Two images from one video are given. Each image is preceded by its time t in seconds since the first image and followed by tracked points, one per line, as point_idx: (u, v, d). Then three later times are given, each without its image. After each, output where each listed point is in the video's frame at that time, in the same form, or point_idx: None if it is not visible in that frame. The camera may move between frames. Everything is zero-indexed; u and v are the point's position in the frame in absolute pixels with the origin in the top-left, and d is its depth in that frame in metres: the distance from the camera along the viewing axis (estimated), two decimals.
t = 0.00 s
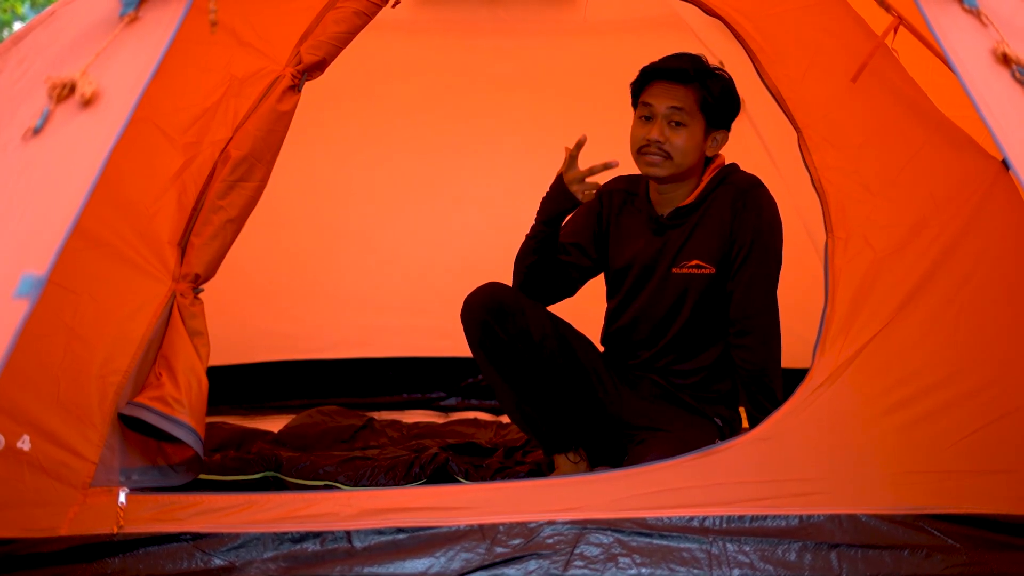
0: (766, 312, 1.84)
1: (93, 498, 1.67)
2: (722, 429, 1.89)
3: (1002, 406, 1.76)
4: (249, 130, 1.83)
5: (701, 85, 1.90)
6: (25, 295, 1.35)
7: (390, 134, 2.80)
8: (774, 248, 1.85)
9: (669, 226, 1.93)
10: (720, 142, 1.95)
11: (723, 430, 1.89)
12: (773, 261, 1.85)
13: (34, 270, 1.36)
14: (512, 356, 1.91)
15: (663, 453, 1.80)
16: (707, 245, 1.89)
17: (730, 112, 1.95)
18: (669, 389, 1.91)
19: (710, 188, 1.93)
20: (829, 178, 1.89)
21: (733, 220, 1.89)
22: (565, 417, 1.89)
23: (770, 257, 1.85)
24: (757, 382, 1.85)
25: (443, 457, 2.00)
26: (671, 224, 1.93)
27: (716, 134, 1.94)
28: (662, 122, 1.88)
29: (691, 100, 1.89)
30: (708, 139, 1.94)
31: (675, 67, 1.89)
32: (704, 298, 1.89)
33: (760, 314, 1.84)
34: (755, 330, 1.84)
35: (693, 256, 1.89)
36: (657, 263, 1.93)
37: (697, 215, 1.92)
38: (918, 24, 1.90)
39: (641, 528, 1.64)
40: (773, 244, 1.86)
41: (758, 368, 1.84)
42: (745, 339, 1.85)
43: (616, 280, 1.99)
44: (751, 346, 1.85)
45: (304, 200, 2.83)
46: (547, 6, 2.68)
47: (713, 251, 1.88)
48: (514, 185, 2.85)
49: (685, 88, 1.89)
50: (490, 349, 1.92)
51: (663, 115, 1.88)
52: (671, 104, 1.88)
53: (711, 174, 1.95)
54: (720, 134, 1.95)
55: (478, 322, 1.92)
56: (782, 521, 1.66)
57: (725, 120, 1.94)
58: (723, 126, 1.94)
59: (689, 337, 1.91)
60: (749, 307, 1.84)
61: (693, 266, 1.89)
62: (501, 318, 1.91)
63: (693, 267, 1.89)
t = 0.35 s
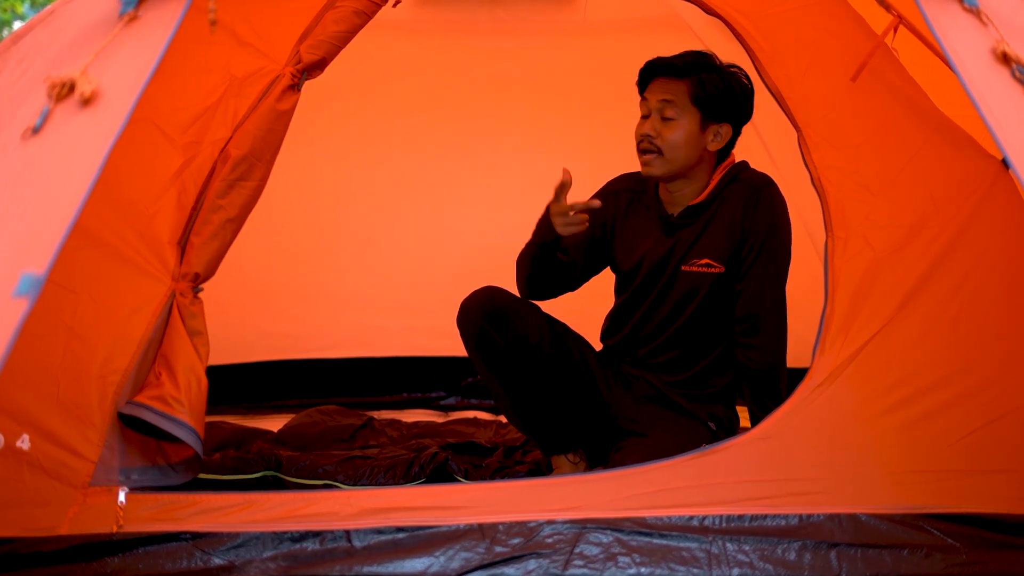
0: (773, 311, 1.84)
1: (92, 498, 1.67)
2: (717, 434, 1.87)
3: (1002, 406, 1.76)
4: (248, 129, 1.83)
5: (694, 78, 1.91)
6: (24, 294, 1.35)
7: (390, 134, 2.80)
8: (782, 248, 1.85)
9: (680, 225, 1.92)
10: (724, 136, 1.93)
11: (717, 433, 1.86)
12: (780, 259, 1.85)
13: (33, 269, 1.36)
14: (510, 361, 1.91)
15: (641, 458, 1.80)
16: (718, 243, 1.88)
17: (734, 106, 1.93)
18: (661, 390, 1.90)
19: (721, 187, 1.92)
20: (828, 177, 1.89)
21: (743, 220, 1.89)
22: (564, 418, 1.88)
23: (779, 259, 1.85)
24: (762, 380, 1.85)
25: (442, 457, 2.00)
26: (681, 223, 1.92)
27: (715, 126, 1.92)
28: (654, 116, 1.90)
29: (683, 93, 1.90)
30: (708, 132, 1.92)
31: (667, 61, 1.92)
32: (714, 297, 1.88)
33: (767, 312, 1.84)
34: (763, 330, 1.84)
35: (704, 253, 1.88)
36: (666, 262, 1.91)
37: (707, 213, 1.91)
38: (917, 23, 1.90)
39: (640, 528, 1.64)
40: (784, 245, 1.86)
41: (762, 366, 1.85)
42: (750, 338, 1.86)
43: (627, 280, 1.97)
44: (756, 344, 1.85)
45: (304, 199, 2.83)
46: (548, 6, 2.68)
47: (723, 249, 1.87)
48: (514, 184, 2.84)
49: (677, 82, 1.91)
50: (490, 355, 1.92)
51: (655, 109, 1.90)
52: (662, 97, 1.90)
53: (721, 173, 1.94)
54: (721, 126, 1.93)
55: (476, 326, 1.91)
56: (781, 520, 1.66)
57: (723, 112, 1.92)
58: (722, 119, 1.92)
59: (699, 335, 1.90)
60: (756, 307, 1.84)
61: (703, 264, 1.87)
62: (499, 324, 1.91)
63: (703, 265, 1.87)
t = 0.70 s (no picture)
0: (753, 320, 1.76)
1: (91, 500, 1.67)
2: (710, 434, 1.86)
3: (1003, 407, 1.76)
4: (249, 131, 1.82)
5: (667, 74, 1.87)
6: (24, 296, 1.34)
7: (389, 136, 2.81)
8: (760, 259, 1.76)
9: (661, 220, 1.92)
10: (674, 137, 1.87)
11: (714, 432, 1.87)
12: (760, 270, 1.76)
13: (33, 271, 1.35)
14: (518, 363, 1.92)
15: (637, 460, 1.79)
16: (688, 250, 1.82)
17: (690, 111, 1.84)
18: (656, 392, 1.90)
19: (695, 193, 1.87)
20: (826, 180, 1.89)
21: (710, 231, 1.80)
22: (565, 422, 1.87)
23: (754, 271, 1.76)
24: (751, 387, 1.78)
25: (441, 458, 2.00)
26: (662, 218, 1.92)
27: (667, 124, 1.87)
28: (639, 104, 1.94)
29: (652, 85, 1.89)
30: (662, 129, 1.88)
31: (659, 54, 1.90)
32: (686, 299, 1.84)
33: (748, 324, 1.76)
34: (739, 343, 1.76)
35: (673, 259, 1.84)
36: (644, 262, 1.90)
37: (682, 216, 1.87)
38: (916, 25, 1.90)
39: (640, 530, 1.64)
40: (755, 256, 1.76)
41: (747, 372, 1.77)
42: (734, 348, 1.77)
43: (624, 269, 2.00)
44: (739, 355, 1.77)
45: (303, 201, 2.83)
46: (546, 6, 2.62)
47: (692, 257, 1.82)
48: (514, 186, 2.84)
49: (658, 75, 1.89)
50: (496, 357, 1.93)
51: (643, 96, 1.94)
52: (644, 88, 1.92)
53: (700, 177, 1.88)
54: (672, 126, 1.87)
55: (483, 327, 1.92)
56: (780, 523, 1.66)
57: (676, 113, 1.85)
58: (675, 119, 1.86)
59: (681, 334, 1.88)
60: (735, 319, 1.76)
61: (671, 269, 1.84)
62: (509, 326, 1.92)
63: (671, 271, 1.84)
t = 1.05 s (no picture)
0: (742, 319, 1.75)
1: (89, 499, 1.67)
2: (703, 430, 1.87)
3: (1001, 406, 1.76)
4: (247, 130, 1.82)
5: (663, 75, 1.85)
6: (23, 295, 1.34)
7: (388, 135, 2.81)
8: (746, 263, 1.74)
9: (654, 219, 1.91)
10: (669, 138, 1.86)
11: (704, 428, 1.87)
12: (747, 274, 1.74)
13: (32, 270, 1.35)
14: (511, 356, 1.91)
15: (629, 461, 1.79)
16: (676, 250, 1.81)
17: (684, 112, 1.82)
18: (649, 387, 1.91)
19: (683, 193, 1.85)
20: (825, 179, 1.90)
21: (696, 234, 1.79)
22: (558, 416, 1.85)
23: (741, 273, 1.74)
24: (743, 386, 1.78)
25: (440, 458, 2.00)
26: (656, 216, 1.90)
27: (662, 125, 1.86)
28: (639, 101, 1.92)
29: (650, 86, 1.87)
30: (657, 130, 1.87)
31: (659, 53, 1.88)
32: (677, 297, 1.84)
33: (738, 324, 1.75)
34: (729, 344, 1.75)
35: (662, 257, 1.84)
36: (639, 258, 1.90)
37: (672, 215, 1.86)
38: (915, 24, 1.91)
39: (639, 529, 1.64)
40: (738, 259, 1.74)
41: (741, 370, 1.77)
42: (725, 349, 1.76)
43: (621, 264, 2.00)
44: (731, 356, 1.76)
45: (302, 201, 2.83)
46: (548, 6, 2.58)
47: (679, 256, 1.81)
48: (512, 185, 2.85)
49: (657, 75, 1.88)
50: (490, 350, 1.93)
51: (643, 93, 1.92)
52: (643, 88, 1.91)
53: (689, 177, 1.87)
54: (667, 127, 1.86)
55: (476, 319, 1.93)
56: (779, 522, 1.65)
57: (671, 114, 1.84)
58: (670, 120, 1.85)
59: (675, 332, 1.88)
60: (724, 320, 1.75)
61: (659, 267, 1.84)
62: (502, 317, 1.92)
63: (660, 269, 1.84)
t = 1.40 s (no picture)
0: (741, 317, 1.74)
1: (89, 498, 1.67)
2: (700, 426, 1.85)
3: (1000, 405, 1.76)
4: (246, 130, 1.83)
5: (667, 74, 1.85)
6: (20, 294, 1.34)
7: (388, 134, 2.81)
8: (747, 261, 1.74)
9: (655, 216, 1.91)
10: (672, 137, 1.85)
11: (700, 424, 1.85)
12: (749, 274, 1.75)
13: (30, 269, 1.36)
14: (508, 354, 1.91)
15: (628, 459, 1.78)
16: (675, 248, 1.82)
17: (688, 112, 1.82)
18: (647, 384, 1.91)
19: (683, 192, 1.85)
20: (824, 178, 1.90)
21: (696, 233, 1.79)
22: (558, 414, 1.87)
23: (742, 272, 1.74)
24: (742, 384, 1.77)
25: (439, 456, 2.00)
26: (656, 214, 1.90)
27: (665, 125, 1.85)
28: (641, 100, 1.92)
29: (653, 85, 1.87)
30: (660, 129, 1.86)
31: (662, 52, 1.88)
32: (676, 296, 1.85)
33: (737, 322, 1.74)
34: (728, 342, 1.75)
35: (662, 255, 1.84)
36: (639, 256, 1.90)
37: (672, 213, 1.86)
38: (914, 23, 1.91)
39: (638, 528, 1.63)
40: (738, 258, 1.74)
41: (740, 369, 1.76)
42: (723, 347, 1.76)
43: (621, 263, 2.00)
44: (729, 354, 1.76)
45: (301, 199, 2.83)
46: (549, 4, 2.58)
47: (679, 254, 1.81)
48: (512, 184, 2.85)
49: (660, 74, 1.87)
50: (487, 347, 1.92)
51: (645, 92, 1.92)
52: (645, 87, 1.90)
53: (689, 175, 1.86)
54: (670, 126, 1.85)
55: (473, 317, 1.93)
56: (777, 521, 1.65)
57: (674, 113, 1.84)
58: (673, 119, 1.84)
59: (675, 331, 1.89)
60: (723, 318, 1.75)
61: (659, 266, 1.84)
62: (498, 313, 1.92)
63: (659, 267, 1.84)
